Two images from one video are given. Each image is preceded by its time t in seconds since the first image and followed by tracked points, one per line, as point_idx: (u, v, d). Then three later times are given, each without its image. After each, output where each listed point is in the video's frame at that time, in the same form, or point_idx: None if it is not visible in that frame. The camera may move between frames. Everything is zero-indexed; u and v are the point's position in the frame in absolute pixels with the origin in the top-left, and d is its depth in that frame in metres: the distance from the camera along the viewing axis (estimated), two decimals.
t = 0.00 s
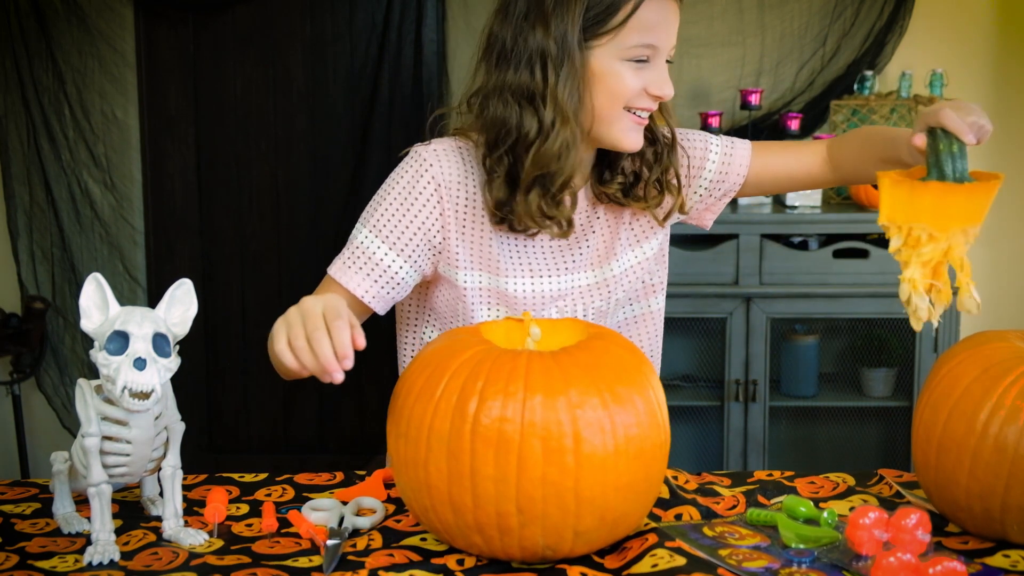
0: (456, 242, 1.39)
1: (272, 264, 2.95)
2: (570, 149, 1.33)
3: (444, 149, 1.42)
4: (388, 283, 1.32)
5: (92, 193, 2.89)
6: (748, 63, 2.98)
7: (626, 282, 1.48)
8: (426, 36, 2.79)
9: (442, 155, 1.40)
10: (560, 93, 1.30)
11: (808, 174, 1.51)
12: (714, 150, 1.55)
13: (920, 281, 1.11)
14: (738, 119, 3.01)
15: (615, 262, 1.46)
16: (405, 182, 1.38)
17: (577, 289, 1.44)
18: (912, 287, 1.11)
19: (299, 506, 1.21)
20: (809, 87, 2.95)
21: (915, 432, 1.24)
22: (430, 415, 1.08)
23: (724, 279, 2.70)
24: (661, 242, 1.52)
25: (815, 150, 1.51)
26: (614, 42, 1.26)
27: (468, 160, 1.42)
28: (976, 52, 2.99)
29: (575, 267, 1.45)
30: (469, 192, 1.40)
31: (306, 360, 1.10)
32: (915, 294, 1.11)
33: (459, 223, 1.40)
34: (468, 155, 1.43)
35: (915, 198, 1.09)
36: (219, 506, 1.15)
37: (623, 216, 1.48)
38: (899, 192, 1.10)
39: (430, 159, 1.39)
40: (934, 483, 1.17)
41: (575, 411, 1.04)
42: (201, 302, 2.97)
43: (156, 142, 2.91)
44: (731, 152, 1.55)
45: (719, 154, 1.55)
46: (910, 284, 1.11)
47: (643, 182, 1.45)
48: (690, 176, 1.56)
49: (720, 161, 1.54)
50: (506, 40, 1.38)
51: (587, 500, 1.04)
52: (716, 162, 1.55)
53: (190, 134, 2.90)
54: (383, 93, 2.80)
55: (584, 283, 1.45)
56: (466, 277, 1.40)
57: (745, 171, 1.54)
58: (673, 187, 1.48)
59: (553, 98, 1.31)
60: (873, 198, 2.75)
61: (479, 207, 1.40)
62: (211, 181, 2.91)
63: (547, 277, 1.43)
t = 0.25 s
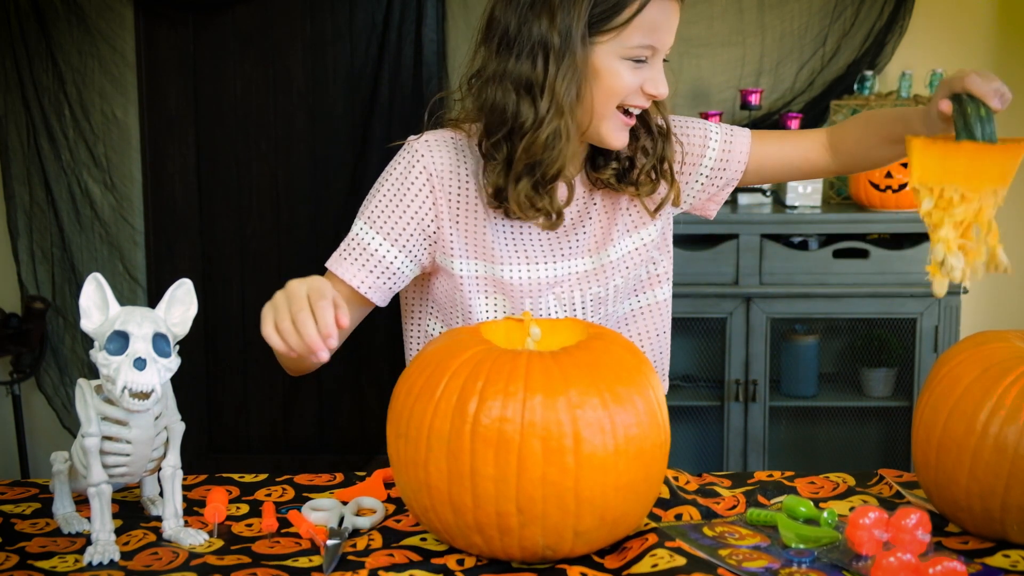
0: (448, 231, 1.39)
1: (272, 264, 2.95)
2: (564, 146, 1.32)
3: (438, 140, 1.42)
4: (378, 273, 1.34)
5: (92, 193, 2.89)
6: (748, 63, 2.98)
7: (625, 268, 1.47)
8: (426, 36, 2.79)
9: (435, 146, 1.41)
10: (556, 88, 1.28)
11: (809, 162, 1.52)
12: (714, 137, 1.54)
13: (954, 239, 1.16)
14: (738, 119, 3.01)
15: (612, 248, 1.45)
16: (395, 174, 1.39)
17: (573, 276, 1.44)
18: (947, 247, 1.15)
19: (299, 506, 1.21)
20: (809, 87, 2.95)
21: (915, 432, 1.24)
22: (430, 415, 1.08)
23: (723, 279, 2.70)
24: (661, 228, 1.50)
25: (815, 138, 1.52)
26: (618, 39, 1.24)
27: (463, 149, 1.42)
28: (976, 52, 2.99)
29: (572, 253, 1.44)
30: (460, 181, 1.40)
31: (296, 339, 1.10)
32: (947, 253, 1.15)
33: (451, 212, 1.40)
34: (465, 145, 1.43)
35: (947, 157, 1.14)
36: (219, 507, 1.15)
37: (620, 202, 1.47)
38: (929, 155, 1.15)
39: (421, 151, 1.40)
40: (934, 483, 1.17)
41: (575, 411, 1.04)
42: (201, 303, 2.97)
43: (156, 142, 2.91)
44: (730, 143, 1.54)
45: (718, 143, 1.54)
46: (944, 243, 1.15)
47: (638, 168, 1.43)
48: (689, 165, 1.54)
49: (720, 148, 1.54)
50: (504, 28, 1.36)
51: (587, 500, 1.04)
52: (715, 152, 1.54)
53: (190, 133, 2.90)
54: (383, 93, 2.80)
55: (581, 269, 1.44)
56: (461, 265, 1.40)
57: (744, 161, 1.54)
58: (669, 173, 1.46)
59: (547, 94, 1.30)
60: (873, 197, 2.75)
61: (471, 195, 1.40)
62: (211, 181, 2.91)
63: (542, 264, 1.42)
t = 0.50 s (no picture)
0: (440, 245, 1.36)
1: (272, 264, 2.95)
2: (606, 163, 1.22)
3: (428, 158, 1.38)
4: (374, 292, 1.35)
5: (92, 193, 2.89)
6: (748, 63, 2.98)
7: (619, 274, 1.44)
8: (426, 36, 2.80)
9: (430, 164, 1.37)
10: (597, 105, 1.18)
11: (792, 173, 1.53)
12: (703, 150, 1.52)
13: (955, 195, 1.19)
14: (738, 119, 3.01)
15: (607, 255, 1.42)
16: (386, 192, 1.36)
17: (568, 283, 1.41)
18: (950, 202, 1.18)
19: (299, 506, 1.21)
20: (809, 87, 2.95)
21: (915, 432, 1.24)
22: (429, 415, 1.08)
23: (723, 279, 2.70)
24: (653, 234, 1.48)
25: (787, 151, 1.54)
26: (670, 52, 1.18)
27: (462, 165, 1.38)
28: (977, 52, 2.99)
29: (566, 261, 1.40)
30: (451, 193, 1.36)
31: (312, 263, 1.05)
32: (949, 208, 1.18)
33: (442, 225, 1.36)
34: (463, 159, 1.38)
35: (950, 119, 1.20)
36: (219, 506, 1.15)
37: (615, 206, 1.44)
38: (933, 116, 1.21)
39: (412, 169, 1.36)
40: (934, 483, 1.17)
41: (575, 411, 1.04)
42: (201, 303, 2.97)
43: (156, 142, 2.91)
44: (720, 155, 1.52)
45: (708, 156, 1.51)
46: (947, 199, 1.18)
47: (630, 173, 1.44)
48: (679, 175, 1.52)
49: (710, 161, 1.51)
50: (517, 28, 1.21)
51: (587, 500, 1.04)
52: (705, 164, 1.51)
53: (191, 133, 2.90)
54: (383, 93, 2.80)
55: (576, 277, 1.41)
56: (453, 278, 1.37)
57: (734, 173, 1.52)
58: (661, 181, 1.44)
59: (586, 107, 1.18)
60: (873, 197, 2.75)
61: (462, 207, 1.37)
62: (211, 181, 2.91)
63: (536, 272, 1.39)
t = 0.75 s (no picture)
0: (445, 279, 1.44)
1: (272, 264, 2.95)
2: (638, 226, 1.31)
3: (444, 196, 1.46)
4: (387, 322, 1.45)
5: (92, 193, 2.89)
6: (748, 63, 2.99)
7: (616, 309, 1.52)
8: (426, 36, 2.80)
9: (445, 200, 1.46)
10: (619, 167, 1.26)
11: (763, 217, 1.60)
12: (687, 196, 1.61)
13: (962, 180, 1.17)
14: (738, 119, 3.01)
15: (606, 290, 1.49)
16: (394, 231, 1.47)
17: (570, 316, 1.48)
18: (955, 189, 1.17)
19: (299, 506, 1.21)
20: (809, 87, 2.94)
21: (915, 432, 1.24)
22: (429, 415, 1.08)
23: (723, 279, 2.70)
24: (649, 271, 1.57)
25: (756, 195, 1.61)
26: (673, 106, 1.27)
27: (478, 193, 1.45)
28: (977, 52, 2.99)
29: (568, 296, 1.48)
30: (455, 231, 1.45)
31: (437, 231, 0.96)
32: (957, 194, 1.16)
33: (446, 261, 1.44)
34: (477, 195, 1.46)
35: (945, 111, 1.20)
36: (219, 507, 1.15)
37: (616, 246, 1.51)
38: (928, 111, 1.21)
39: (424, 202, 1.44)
40: (935, 483, 1.17)
41: (575, 411, 1.04)
42: (201, 303, 2.97)
43: (156, 142, 2.92)
44: (705, 201, 1.61)
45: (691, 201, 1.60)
46: (952, 186, 1.17)
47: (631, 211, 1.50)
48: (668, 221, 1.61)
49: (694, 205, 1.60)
50: (534, 86, 1.28)
51: (586, 500, 1.04)
52: (690, 211, 1.60)
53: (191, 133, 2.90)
54: (383, 93, 2.80)
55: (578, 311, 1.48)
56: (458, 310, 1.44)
57: (718, 217, 1.61)
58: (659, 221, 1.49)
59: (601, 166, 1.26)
60: (873, 198, 2.74)
61: (466, 243, 1.45)
62: (211, 181, 2.91)
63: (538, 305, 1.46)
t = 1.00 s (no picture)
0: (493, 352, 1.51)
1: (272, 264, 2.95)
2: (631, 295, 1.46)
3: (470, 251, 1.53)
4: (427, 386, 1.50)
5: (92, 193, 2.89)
6: (748, 63, 2.98)
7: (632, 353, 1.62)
8: (426, 36, 2.80)
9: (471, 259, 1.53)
10: (620, 244, 1.41)
11: (747, 262, 1.69)
12: (686, 244, 1.68)
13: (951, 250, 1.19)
14: (738, 119, 3.01)
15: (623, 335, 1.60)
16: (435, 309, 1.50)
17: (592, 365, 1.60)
18: (946, 256, 1.18)
19: (299, 506, 1.21)
20: (809, 87, 2.94)
21: (914, 432, 1.24)
22: (429, 415, 1.08)
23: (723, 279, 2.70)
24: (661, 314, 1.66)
25: (741, 243, 1.70)
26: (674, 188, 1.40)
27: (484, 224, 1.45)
28: (977, 52, 2.99)
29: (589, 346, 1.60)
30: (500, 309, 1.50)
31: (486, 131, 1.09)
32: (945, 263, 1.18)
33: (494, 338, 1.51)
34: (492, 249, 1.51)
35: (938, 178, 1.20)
36: (219, 506, 1.15)
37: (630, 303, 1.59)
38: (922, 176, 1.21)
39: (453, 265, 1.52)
40: (934, 483, 1.17)
41: (575, 411, 1.04)
42: (200, 303, 2.97)
43: (156, 143, 2.92)
44: (702, 251, 1.68)
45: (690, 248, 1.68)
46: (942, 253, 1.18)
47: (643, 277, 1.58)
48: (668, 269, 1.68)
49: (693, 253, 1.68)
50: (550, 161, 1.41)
51: (586, 500, 1.04)
52: (688, 260, 1.67)
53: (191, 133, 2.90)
54: (383, 93, 2.80)
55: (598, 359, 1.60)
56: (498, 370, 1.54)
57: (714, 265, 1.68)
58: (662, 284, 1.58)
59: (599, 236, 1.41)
60: (872, 198, 2.74)
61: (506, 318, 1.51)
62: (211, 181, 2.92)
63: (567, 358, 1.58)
